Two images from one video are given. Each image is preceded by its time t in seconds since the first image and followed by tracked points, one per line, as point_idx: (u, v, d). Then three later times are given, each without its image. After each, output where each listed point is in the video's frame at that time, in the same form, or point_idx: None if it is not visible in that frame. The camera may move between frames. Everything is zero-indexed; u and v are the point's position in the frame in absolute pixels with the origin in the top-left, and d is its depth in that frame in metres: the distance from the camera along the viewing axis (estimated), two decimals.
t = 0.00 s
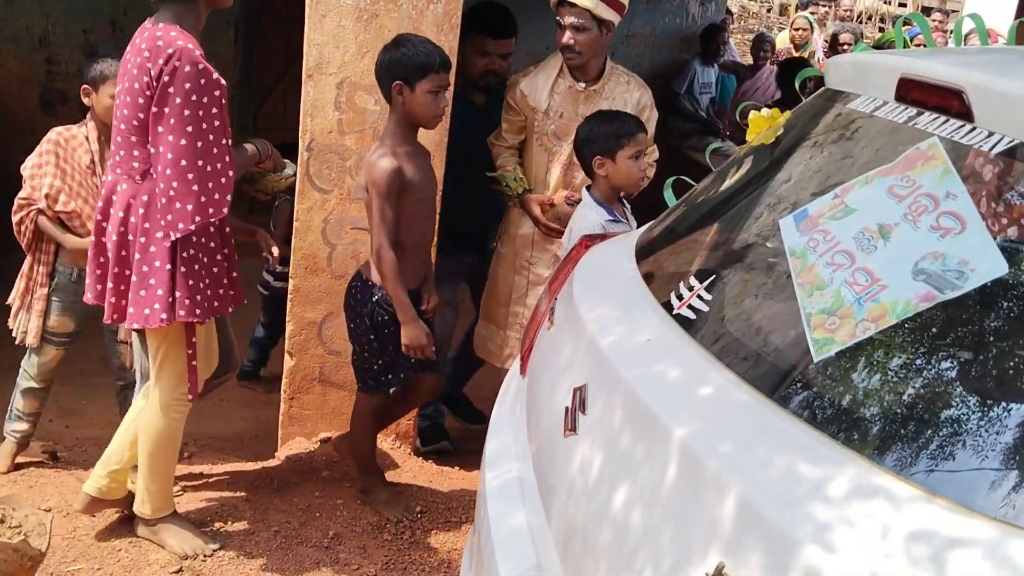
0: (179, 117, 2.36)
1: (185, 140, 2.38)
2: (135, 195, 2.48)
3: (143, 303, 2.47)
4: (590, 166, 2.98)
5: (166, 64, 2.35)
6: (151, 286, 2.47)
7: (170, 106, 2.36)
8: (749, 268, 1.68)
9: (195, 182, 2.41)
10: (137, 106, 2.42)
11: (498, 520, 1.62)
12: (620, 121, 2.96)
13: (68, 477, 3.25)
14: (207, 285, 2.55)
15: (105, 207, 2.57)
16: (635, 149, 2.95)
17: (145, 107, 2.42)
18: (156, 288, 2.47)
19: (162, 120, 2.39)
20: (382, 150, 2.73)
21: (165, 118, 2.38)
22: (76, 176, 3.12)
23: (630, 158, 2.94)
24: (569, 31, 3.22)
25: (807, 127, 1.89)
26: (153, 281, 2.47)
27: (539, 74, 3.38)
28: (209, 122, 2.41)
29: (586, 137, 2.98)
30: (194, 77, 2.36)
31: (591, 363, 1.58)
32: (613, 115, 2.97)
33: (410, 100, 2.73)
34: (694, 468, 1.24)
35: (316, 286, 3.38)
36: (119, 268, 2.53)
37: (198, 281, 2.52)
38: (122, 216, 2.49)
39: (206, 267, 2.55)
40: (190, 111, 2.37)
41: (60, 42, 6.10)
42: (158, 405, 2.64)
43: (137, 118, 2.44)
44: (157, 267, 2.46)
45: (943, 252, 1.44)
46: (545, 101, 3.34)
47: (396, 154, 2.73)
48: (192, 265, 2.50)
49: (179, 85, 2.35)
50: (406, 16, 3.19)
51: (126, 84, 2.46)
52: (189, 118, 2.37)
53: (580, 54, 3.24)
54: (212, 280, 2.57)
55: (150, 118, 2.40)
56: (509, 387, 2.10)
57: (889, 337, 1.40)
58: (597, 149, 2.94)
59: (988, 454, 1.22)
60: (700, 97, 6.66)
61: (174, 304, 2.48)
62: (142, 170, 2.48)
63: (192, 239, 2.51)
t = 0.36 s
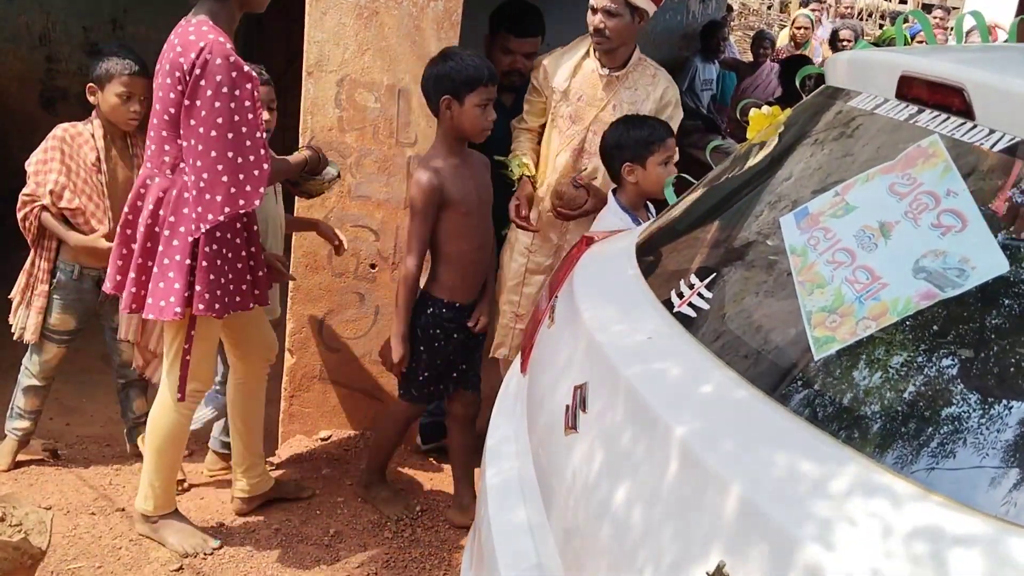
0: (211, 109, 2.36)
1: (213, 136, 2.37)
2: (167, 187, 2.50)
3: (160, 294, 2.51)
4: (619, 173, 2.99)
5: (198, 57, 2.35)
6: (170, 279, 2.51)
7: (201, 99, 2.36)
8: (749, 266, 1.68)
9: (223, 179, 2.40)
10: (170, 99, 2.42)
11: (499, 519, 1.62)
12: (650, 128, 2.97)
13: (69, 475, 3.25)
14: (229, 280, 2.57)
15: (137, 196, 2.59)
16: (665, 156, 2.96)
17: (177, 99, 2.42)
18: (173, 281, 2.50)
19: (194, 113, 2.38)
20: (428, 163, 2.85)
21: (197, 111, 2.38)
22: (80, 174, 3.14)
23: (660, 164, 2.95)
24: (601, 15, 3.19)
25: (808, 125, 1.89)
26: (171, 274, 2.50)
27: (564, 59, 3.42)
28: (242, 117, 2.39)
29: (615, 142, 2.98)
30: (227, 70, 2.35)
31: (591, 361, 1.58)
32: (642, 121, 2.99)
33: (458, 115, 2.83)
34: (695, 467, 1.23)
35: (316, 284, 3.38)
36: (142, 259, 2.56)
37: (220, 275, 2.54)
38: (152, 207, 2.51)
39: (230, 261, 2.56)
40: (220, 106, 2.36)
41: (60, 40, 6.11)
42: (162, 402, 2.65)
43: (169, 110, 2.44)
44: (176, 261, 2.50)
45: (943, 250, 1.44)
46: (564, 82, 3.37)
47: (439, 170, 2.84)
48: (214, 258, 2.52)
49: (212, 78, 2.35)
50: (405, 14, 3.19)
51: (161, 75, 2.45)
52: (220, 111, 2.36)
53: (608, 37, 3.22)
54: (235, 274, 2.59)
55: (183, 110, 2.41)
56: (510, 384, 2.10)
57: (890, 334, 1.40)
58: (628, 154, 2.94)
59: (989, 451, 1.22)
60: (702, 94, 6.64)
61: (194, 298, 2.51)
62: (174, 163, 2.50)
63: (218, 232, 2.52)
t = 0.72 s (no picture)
0: (272, 96, 2.45)
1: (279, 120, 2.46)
2: (238, 179, 2.57)
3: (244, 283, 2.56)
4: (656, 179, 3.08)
5: (260, 46, 2.46)
6: (250, 266, 2.56)
7: (264, 87, 2.46)
8: (750, 263, 1.68)
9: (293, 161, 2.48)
10: (234, 91, 2.52)
11: (499, 515, 1.63)
12: (690, 137, 3.08)
13: (68, 471, 3.25)
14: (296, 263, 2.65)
15: (207, 196, 2.63)
16: (701, 166, 3.08)
17: (241, 93, 2.52)
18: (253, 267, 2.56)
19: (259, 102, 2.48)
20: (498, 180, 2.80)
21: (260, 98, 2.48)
22: (137, 173, 3.22)
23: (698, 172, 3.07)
24: (600, 6, 3.22)
25: (810, 121, 1.89)
26: (253, 262, 2.56)
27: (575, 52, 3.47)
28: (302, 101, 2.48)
29: (655, 150, 3.07)
30: (287, 56, 2.46)
31: (592, 357, 1.59)
32: (683, 130, 3.09)
33: (531, 131, 2.85)
34: (696, 463, 1.24)
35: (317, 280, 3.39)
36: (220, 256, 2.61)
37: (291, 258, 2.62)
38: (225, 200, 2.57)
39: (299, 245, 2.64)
40: (283, 91, 2.46)
41: (62, 36, 6.12)
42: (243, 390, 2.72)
43: (232, 103, 2.54)
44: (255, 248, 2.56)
45: (945, 246, 1.43)
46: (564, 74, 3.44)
47: (514, 186, 2.79)
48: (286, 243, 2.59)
49: (272, 64, 2.45)
50: (407, 11, 3.18)
51: (221, 71, 2.55)
52: (281, 96, 2.45)
53: (608, 30, 3.24)
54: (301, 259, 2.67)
55: (246, 100, 2.51)
56: (511, 380, 2.11)
57: (891, 330, 1.40)
58: (668, 161, 3.04)
59: (991, 447, 1.22)
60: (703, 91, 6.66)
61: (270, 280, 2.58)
62: (240, 156, 2.58)
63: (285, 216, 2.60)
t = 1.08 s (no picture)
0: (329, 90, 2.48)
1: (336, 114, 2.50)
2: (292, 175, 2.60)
3: (306, 276, 2.59)
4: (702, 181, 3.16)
5: (311, 41, 2.45)
6: (308, 260, 2.59)
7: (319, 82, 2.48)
8: (754, 259, 1.68)
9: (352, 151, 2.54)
10: (283, 88, 2.50)
11: (503, 512, 1.62)
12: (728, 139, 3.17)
13: (71, 467, 3.26)
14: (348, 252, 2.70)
15: (257, 195, 2.64)
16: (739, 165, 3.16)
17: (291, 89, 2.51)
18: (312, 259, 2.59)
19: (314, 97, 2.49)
20: (594, 207, 2.77)
21: (314, 93, 2.49)
22: (162, 173, 3.24)
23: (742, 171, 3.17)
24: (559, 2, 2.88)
25: (815, 116, 1.88)
26: (311, 255, 2.58)
27: (536, 42, 3.14)
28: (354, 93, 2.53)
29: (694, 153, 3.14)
30: (338, 49, 2.48)
31: (596, 353, 1.58)
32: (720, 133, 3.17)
33: (617, 155, 2.77)
34: (699, 460, 1.23)
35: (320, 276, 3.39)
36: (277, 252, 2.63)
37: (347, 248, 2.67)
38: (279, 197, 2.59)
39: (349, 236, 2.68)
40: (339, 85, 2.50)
41: (63, 34, 6.19)
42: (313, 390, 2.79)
43: (282, 100, 2.53)
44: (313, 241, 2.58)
45: (950, 242, 1.42)
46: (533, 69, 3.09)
47: (611, 213, 2.77)
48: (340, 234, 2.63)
49: (325, 59, 2.47)
50: (411, 7, 3.19)
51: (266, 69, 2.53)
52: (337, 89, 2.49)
53: (571, 25, 2.91)
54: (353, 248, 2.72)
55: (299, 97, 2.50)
56: (515, 376, 2.10)
57: (896, 326, 1.39)
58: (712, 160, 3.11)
59: (997, 444, 1.22)
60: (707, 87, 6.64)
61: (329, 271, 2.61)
62: (291, 151, 2.59)
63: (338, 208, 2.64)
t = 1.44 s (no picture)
0: (382, 92, 2.51)
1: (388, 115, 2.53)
2: (335, 176, 2.61)
3: (353, 277, 2.63)
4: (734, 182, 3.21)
5: (358, 43, 2.48)
6: (354, 261, 2.63)
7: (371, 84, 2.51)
8: (759, 258, 1.67)
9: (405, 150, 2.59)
10: (330, 90, 2.53)
11: (508, 509, 1.62)
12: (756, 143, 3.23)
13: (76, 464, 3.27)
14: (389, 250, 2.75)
15: (296, 198, 2.64)
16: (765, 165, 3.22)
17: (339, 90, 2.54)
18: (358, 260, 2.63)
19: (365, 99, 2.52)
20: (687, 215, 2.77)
21: (367, 96, 2.52)
22: (167, 170, 3.22)
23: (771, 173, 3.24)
24: None
25: (821, 113, 1.87)
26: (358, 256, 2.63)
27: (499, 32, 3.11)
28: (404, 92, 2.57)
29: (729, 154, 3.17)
30: (386, 50, 2.51)
31: (601, 350, 1.58)
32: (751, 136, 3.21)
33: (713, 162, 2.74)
34: (705, 459, 1.23)
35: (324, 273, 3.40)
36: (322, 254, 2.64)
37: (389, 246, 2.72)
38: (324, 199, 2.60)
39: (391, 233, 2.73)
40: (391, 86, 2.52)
41: (69, 31, 6.13)
42: (325, 391, 2.79)
43: (329, 103, 2.55)
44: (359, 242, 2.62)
45: (957, 240, 1.42)
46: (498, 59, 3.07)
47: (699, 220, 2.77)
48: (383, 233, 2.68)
49: (374, 61, 2.49)
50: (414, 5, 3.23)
51: (309, 71, 2.54)
52: (391, 90, 2.52)
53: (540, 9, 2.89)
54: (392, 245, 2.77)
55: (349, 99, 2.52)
56: (519, 374, 2.11)
57: (901, 325, 1.39)
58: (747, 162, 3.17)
59: (1002, 443, 1.21)
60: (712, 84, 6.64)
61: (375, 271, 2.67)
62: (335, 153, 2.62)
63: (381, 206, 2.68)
